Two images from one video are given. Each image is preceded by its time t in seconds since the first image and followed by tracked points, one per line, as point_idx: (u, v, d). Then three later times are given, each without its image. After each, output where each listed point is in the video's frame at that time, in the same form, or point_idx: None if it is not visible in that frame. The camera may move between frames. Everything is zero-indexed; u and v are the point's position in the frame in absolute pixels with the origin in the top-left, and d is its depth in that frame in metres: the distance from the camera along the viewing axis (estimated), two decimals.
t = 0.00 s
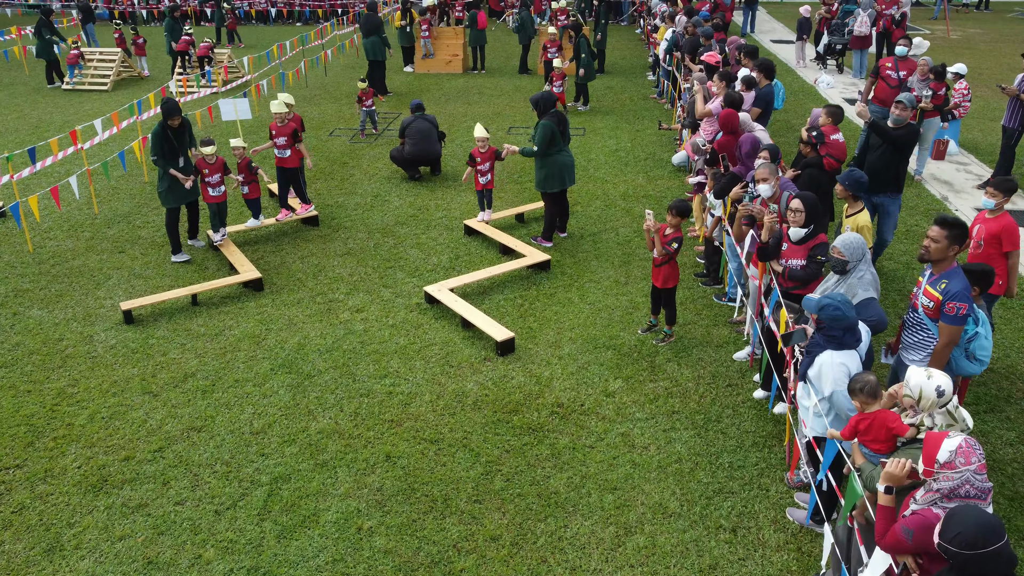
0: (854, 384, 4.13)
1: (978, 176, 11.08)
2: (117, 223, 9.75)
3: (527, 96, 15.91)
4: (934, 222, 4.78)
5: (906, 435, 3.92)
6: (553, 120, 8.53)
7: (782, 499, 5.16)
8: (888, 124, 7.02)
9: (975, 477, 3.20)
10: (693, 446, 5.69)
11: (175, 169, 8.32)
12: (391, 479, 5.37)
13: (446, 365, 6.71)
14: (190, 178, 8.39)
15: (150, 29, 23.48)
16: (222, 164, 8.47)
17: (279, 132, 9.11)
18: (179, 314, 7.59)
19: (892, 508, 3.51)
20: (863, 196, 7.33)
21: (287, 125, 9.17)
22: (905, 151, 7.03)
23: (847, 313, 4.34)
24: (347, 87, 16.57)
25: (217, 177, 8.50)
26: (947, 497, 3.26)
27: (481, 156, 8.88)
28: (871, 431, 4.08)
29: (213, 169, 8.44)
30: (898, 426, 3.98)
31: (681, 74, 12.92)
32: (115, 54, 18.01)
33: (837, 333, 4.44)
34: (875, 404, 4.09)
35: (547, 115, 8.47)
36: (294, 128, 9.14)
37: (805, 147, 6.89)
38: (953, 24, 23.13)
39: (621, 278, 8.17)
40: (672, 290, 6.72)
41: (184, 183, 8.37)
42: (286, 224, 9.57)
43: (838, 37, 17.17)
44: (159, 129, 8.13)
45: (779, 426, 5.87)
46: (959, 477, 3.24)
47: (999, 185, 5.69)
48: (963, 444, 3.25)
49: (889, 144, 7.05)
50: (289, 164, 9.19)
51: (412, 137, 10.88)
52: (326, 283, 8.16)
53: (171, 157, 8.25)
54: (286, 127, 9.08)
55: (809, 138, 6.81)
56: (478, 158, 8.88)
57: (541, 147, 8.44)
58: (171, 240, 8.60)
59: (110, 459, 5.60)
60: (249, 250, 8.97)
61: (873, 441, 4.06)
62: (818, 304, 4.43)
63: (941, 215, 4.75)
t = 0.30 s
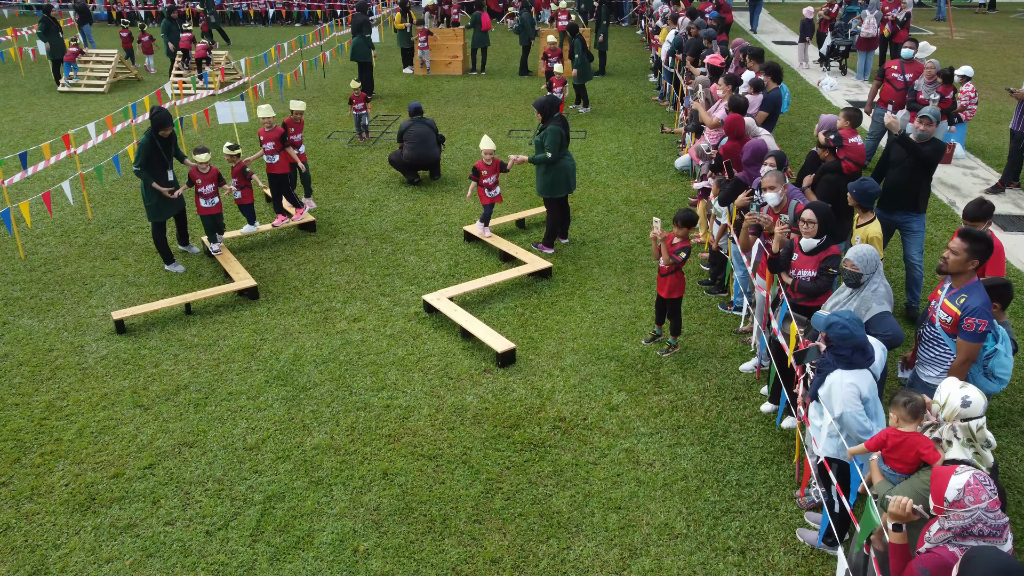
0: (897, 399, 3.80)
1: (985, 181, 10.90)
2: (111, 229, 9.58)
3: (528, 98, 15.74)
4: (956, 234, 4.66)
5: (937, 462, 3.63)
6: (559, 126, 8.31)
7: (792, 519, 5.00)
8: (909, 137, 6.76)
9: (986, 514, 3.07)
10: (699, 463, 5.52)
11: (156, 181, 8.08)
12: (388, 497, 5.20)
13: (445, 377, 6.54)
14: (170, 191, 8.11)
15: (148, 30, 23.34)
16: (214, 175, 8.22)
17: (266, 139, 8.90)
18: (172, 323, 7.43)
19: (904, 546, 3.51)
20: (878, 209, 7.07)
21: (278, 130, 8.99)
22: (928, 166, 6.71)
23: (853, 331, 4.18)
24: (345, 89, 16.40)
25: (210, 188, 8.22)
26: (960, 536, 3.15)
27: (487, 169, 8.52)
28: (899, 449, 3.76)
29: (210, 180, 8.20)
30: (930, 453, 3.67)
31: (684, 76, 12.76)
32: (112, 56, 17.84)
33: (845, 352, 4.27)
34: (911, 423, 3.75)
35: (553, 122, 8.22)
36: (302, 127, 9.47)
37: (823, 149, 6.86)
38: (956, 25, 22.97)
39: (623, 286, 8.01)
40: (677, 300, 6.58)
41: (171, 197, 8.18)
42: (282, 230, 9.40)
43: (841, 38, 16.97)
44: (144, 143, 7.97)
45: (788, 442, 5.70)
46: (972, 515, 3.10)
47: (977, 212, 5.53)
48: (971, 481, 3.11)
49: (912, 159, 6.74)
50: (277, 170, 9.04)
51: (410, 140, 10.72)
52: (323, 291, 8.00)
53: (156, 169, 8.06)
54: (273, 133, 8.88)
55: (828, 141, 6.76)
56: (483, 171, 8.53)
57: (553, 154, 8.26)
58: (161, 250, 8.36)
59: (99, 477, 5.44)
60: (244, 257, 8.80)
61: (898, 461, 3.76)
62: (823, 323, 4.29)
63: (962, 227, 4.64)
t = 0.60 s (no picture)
0: (923, 420, 3.62)
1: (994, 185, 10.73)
2: (105, 234, 9.42)
3: (528, 99, 15.58)
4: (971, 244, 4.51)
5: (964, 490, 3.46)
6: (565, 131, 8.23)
7: (803, 538, 4.84)
8: (952, 158, 6.47)
9: (1010, 552, 2.96)
10: (706, 479, 5.36)
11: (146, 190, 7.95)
12: (385, 515, 5.04)
13: (444, 388, 6.38)
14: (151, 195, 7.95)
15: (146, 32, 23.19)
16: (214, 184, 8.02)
17: (258, 145, 8.79)
18: (165, 333, 7.27)
19: None
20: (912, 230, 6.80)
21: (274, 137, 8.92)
22: (974, 188, 6.44)
23: (869, 348, 4.04)
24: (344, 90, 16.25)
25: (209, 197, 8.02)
26: (981, 573, 3.06)
27: (503, 180, 8.21)
28: (924, 475, 3.60)
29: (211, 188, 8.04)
30: (957, 478, 3.50)
31: (687, 77, 12.60)
32: (108, 57, 17.67)
33: (860, 370, 4.13)
34: (937, 448, 3.58)
35: (559, 126, 8.15)
36: (311, 143, 9.25)
37: (828, 158, 6.65)
38: (959, 25, 22.84)
39: (626, 294, 7.85)
40: (685, 310, 6.48)
41: (160, 207, 8.04)
42: (279, 235, 9.24)
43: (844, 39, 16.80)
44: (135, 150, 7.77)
45: (797, 457, 5.54)
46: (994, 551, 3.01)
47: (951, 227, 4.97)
48: (993, 516, 3.02)
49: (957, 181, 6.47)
50: (267, 177, 8.86)
51: (406, 144, 10.57)
52: (320, 299, 7.85)
53: (146, 176, 7.94)
54: (265, 139, 8.79)
55: (832, 149, 6.57)
56: (501, 182, 8.20)
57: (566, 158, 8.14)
58: (156, 258, 8.23)
59: (87, 494, 5.28)
60: (240, 263, 8.64)
61: (922, 487, 3.60)
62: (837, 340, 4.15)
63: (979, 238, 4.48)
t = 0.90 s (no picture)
0: (929, 448, 3.55)
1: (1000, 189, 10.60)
2: (99, 240, 9.27)
3: (529, 101, 15.43)
4: (988, 258, 4.37)
5: (981, 514, 3.40)
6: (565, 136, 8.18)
7: (813, 559, 4.68)
8: (988, 184, 6.17)
9: None
10: (712, 496, 5.22)
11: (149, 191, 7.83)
12: (382, 534, 4.89)
13: (443, 400, 6.24)
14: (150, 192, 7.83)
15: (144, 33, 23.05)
16: (220, 194, 7.60)
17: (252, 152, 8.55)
18: (158, 342, 7.12)
19: None
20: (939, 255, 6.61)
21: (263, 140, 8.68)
22: (1009, 221, 6.19)
23: (884, 365, 3.89)
24: (343, 92, 16.11)
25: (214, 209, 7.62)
26: None
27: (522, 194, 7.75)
28: (938, 501, 3.54)
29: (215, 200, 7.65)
30: (972, 501, 3.44)
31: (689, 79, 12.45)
32: (105, 58, 17.50)
33: (875, 387, 3.98)
34: (949, 473, 3.53)
35: (559, 131, 8.06)
36: (291, 137, 9.02)
37: (829, 167, 6.57)
38: (961, 26, 22.69)
39: (629, 301, 7.70)
40: (691, 321, 6.34)
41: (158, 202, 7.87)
42: (276, 241, 9.10)
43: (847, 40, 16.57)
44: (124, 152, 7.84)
45: (806, 472, 5.39)
46: None
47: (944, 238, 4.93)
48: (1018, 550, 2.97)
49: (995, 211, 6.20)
50: (263, 183, 8.60)
51: (402, 147, 10.46)
52: (317, 306, 7.70)
53: (149, 175, 7.82)
54: (258, 143, 8.54)
55: (836, 157, 6.52)
56: (519, 195, 7.74)
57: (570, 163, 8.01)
58: (151, 266, 8.06)
59: (75, 512, 5.13)
60: (236, 270, 8.50)
61: (938, 513, 3.53)
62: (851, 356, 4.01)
63: (996, 251, 4.33)
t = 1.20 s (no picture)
0: (936, 468, 3.52)
1: (1007, 192, 10.47)
2: (93, 245, 9.13)
3: (529, 103, 15.28)
4: (1003, 269, 4.25)
5: (995, 529, 3.34)
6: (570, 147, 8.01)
7: None
8: None
9: None
10: (718, 512, 5.07)
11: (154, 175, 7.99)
12: (378, 553, 4.75)
13: (442, 411, 6.10)
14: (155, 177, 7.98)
15: (142, 34, 22.92)
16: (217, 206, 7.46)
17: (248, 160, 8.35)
18: (152, 351, 6.98)
19: None
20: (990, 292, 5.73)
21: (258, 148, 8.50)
22: None
23: (904, 381, 3.76)
24: (341, 94, 15.97)
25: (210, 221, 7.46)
26: None
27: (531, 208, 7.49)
28: (951, 522, 3.49)
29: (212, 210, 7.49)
30: (985, 517, 3.40)
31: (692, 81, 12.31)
32: (101, 60, 17.34)
33: (893, 404, 3.84)
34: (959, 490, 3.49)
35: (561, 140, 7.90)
36: (287, 144, 8.80)
37: (844, 173, 6.59)
38: (963, 27, 22.57)
39: (631, 309, 7.56)
40: (692, 328, 6.19)
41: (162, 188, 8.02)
42: (273, 246, 8.96)
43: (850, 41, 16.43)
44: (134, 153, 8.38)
45: (814, 487, 5.25)
46: None
47: (934, 255, 4.97)
48: None
49: None
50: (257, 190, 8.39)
51: (401, 150, 10.34)
52: (314, 314, 7.57)
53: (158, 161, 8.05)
54: (252, 151, 8.34)
55: (848, 162, 6.49)
56: (528, 210, 7.50)
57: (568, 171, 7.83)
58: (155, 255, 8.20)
59: (63, 529, 4.99)
60: (231, 277, 8.36)
61: (954, 534, 3.48)
62: (869, 371, 3.86)
63: (1010, 262, 4.22)
